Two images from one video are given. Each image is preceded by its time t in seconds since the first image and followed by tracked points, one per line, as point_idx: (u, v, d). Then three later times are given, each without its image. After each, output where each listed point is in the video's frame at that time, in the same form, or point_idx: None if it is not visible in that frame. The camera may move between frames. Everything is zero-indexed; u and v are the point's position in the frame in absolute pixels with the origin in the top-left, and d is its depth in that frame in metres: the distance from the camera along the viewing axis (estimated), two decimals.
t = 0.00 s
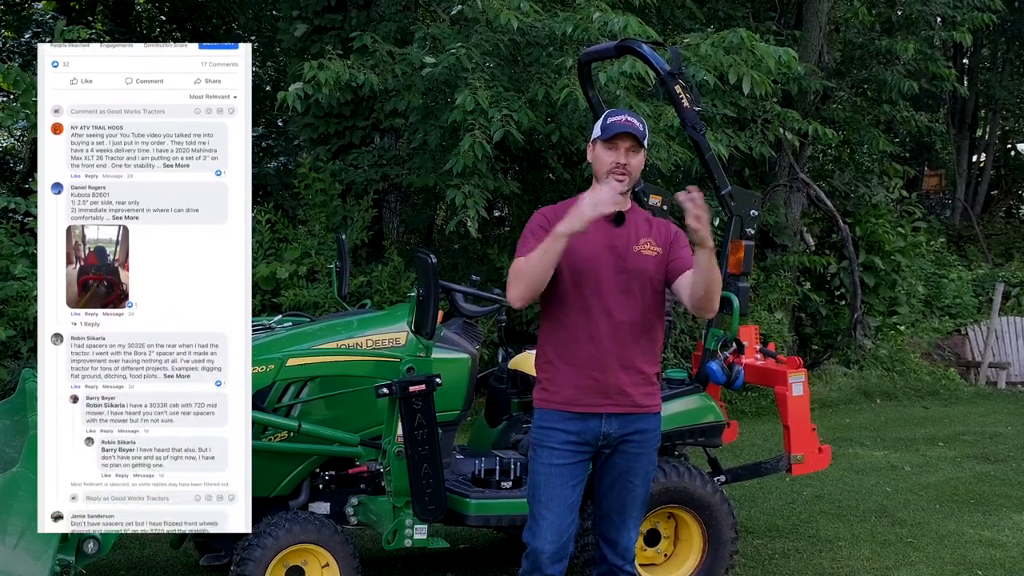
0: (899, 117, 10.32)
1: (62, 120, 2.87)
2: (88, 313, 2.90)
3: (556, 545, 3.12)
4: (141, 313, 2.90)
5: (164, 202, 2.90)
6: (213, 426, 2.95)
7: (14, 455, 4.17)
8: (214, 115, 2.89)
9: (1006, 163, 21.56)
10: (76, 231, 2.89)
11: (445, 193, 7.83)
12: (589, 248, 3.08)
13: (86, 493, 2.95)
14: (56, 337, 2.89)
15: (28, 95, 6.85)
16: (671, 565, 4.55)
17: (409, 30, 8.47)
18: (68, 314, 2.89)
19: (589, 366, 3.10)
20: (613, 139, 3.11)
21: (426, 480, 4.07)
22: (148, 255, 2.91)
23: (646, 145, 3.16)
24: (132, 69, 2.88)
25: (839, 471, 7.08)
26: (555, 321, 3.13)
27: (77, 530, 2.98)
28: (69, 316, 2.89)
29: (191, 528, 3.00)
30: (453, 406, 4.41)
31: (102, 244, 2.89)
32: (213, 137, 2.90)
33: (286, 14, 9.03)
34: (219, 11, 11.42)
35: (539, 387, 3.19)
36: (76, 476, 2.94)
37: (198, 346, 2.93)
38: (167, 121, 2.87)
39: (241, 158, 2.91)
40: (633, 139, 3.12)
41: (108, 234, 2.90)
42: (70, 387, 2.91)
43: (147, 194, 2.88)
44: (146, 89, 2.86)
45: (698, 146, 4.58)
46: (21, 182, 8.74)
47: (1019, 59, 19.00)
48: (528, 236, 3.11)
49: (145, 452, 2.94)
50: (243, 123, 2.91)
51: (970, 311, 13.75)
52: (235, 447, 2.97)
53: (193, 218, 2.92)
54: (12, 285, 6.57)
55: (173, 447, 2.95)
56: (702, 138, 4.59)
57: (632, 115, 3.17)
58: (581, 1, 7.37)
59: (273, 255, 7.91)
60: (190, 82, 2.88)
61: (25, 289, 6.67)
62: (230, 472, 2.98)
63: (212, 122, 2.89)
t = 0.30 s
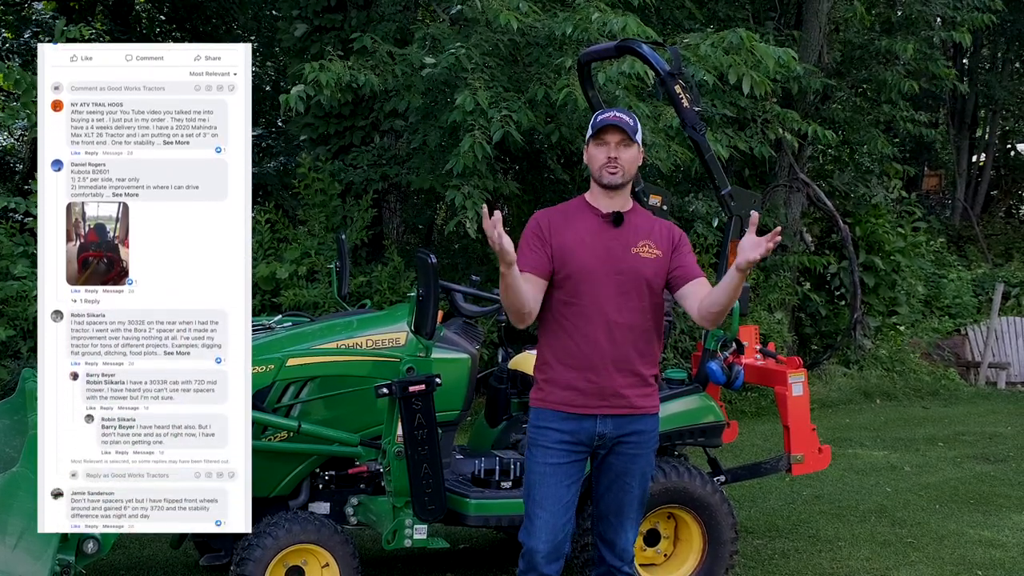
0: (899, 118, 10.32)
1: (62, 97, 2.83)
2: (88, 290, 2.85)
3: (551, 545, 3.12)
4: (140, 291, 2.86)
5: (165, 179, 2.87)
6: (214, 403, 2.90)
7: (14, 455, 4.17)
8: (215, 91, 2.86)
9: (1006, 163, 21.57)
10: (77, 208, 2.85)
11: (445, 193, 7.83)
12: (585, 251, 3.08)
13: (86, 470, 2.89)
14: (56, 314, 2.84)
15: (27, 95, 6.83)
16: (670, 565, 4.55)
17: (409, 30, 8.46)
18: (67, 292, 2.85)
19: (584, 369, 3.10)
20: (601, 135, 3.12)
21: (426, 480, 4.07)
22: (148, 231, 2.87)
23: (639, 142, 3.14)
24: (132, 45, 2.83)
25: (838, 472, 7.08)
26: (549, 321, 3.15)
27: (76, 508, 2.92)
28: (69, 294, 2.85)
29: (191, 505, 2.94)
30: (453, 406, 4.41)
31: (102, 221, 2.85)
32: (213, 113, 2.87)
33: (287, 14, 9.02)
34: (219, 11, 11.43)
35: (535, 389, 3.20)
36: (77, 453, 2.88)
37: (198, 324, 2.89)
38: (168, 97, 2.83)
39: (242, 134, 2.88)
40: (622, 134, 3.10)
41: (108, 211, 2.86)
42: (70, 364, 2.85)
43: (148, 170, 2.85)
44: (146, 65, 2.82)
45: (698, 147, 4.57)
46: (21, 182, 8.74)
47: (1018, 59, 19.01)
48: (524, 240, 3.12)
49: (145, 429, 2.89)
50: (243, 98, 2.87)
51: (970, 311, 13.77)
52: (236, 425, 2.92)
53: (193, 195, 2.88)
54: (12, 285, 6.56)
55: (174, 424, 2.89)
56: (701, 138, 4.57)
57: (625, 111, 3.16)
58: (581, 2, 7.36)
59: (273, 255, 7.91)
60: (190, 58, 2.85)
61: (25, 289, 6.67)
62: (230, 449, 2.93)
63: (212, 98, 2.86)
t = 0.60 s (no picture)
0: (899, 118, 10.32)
1: (62, 73, 2.86)
2: (88, 267, 2.88)
3: (549, 543, 3.12)
4: (140, 267, 2.88)
5: (165, 155, 2.89)
6: (214, 380, 2.93)
7: (14, 455, 4.17)
8: (214, 68, 2.88)
9: (1006, 163, 21.55)
10: (77, 183, 2.88)
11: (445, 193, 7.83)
12: (582, 252, 3.08)
13: (86, 446, 2.92)
14: (56, 290, 2.87)
15: (28, 95, 6.84)
16: (670, 565, 4.55)
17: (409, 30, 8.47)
18: (67, 268, 2.88)
19: (582, 369, 3.11)
20: (599, 134, 3.11)
21: (425, 480, 4.07)
22: (149, 208, 2.90)
23: (636, 141, 3.15)
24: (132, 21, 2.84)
25: (838, 472, 7.08)
26: (547, 321, 3.16)
27: (77, 484, 2.95)
28: (69, 269, 2.87)
29: (191, 482, 2.97)
30: (453, 406, 4.41)
31: (102, 197, 2.88)
32: (213, 90, 2.89)
33: (287, 14, 9.02)
34: (219, 11, 11.43)
35: (534, 389, 3.21)
36: (76, 430, 2.91)
37: (198, 301, 2.92)
38: (167, 73, 2.85)
39: (241, 111, 2.90)
40: (620, 134, 3.10)
41: (108, 186, 2.89)
42: (70, 340, 2.87)
43: (148, 147, 2.88)
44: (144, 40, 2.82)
45: (698, 146, 4.57)
46: (21, 182, 8.74)
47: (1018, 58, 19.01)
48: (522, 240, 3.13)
49: (145, 406, 2.92)
50: (243, 75, 2.89)
51: (970, 311, 13.76)
52: (236, 401, 2.95)
53: (193, 171, 2.91)
54: (12, 285, 6.57)
55: (174, 401, 2.92)
56: (701, 138, 4.57)
57: (622, 111, 3.17)
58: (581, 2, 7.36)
59: (273, 255, 7.90)
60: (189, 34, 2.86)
61: (24, 289, 6.67)
62: (230, 425, 2.96)
63: (212, 74, 2.88)
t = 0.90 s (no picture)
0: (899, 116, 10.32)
1: (62, 50, 2.91)
2: (88, 242, 2.94)
3: (550, 542, 3.12)
4: (140, 243, 2.93)
5: (165, 132, 2.94)
6: (214, 355, 2.99)
7: (14, 454, 4.17)
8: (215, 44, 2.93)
9: (1006, 162, 21.52)
10: (77, 159, 2.94)
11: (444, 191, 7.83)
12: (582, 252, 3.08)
13: (87, 422, 2.97)
14: (56, 266, 2.91)
15: (28, 93, 6.84)
16: (670, 564, 4.55)
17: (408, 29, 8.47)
18: (67, 244, 2.93)
19: (582, 369, 3.10)
20: (604, 138, 3.10)
21: (425, 478, 4.06)
22: (147, 185, 2.95)
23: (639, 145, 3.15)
24: None
25: (838, 471, 7.08)
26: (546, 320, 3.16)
27: (77, 460, 2.99)
28: (69, 246, 2.92)
29: (191, 458, 3.03)
30: (452, 405, 4.41)
31: (102, 173, 2.94)
32: (213, 66, 2.94)
33: (287, 13, 9.01)
34: (219, 11, 11.43)
35: (534, 388, 3.20)
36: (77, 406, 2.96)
37: (198, 276, 2.97)
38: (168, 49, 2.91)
39: (241, 88, 2.95)
40: (624, 139, 3.09)
41: (108, 162, 2.95)
42: (70, 316, 2.93)
43: (147, 124, 2.93)
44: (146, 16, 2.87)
45: (698, 145, 4.57)
46: (20, 181, 8.74)
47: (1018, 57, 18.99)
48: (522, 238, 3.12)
49: (145, 381, 2.98)
50: (243, 52, 2.95)
51: (970, 311, 13.75)
52: (236, 376, 3.00)
53: (193, 147, 2.95)
54: (11, 284, 6.56)
55: (174, 376, 2.98)
56: (701, 137, 4.57)
57: (625, 114, 3.17)
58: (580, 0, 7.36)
59: (273, 254, 7.90)
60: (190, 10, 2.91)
61: (24, 288, 6.67)
62: (230, 402, 3.01)
63: (212, 51, 2.94)
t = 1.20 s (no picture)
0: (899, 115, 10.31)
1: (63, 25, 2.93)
2: (88, 217, 2.94)
3: (549, 540, 3.12)
4: (140, 218, 2.94)
5: (164, 107, 2.95)
6: (214, 330, 2.98)
7: (14, 453, 4.17)
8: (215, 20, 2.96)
9: (1006, 160, 21.49)
10: (76, 135, 2.95)
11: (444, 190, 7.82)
12: (579, 249, 3.07)
13: (86, 398, 2.96)
14: (56, 242, 2.92)
15: (27, 92, 6.83)
16: (670, 562, 4.55)
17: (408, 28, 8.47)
18: (68, 220, 2.94)
19: (580, 367, 3.10)
20: (597, 133, 3.11)
21: (425, 477, 4.06)
22: (148, 160, 2.96)
23: (634, 140, 3.14)
24: None
25: (838, 469, 7.08)
26: (545, 318, 3.16)
27: (77, 436, 2.97)
28: (69, 221, 2.93)
29: (191, 434, 3.02)
30: (452, 403, 4.41)
31: (102, 149, 2.96)
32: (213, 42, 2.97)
33: (286, 12, 9.00)
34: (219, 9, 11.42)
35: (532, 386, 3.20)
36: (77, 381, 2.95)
37: (198, 252, 2.97)
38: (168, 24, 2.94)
39: (241, 64, 2.97)
40: (617, 131, 3.10)
41: (108, 138, 2.96)
42: (70, 292, 2.94)
43: (147, 99, 2.94)
44: None
45: (698, 144, 4.56)
46: (20, 180, 8.73)
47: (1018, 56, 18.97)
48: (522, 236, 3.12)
49: (145, 357, 2.97)
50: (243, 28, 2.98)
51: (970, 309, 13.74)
52: (235, 352, 2.99)
53: (193, 123, 2.97)
54: (10, 283, 6.57)
55: (174, 352, 2.97)
56: (701, 135, 4.57)
57: (620, 109, 3.16)
58: None
59: (272, 252, 7.89)
60: None
61: (24, 287, 6.67)
62: (230, 377, 3.00)
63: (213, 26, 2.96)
